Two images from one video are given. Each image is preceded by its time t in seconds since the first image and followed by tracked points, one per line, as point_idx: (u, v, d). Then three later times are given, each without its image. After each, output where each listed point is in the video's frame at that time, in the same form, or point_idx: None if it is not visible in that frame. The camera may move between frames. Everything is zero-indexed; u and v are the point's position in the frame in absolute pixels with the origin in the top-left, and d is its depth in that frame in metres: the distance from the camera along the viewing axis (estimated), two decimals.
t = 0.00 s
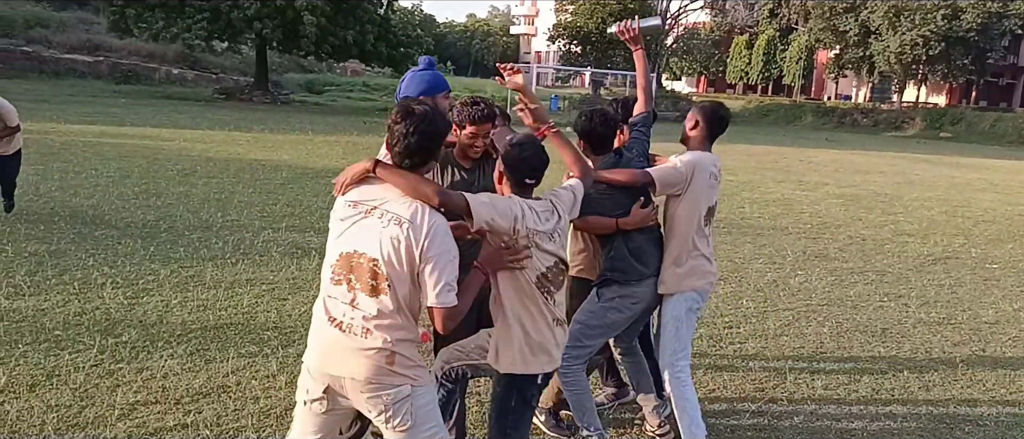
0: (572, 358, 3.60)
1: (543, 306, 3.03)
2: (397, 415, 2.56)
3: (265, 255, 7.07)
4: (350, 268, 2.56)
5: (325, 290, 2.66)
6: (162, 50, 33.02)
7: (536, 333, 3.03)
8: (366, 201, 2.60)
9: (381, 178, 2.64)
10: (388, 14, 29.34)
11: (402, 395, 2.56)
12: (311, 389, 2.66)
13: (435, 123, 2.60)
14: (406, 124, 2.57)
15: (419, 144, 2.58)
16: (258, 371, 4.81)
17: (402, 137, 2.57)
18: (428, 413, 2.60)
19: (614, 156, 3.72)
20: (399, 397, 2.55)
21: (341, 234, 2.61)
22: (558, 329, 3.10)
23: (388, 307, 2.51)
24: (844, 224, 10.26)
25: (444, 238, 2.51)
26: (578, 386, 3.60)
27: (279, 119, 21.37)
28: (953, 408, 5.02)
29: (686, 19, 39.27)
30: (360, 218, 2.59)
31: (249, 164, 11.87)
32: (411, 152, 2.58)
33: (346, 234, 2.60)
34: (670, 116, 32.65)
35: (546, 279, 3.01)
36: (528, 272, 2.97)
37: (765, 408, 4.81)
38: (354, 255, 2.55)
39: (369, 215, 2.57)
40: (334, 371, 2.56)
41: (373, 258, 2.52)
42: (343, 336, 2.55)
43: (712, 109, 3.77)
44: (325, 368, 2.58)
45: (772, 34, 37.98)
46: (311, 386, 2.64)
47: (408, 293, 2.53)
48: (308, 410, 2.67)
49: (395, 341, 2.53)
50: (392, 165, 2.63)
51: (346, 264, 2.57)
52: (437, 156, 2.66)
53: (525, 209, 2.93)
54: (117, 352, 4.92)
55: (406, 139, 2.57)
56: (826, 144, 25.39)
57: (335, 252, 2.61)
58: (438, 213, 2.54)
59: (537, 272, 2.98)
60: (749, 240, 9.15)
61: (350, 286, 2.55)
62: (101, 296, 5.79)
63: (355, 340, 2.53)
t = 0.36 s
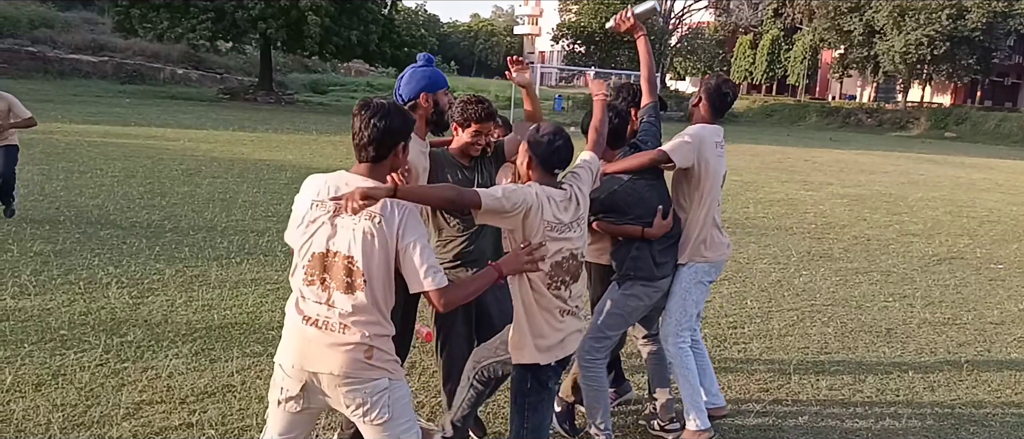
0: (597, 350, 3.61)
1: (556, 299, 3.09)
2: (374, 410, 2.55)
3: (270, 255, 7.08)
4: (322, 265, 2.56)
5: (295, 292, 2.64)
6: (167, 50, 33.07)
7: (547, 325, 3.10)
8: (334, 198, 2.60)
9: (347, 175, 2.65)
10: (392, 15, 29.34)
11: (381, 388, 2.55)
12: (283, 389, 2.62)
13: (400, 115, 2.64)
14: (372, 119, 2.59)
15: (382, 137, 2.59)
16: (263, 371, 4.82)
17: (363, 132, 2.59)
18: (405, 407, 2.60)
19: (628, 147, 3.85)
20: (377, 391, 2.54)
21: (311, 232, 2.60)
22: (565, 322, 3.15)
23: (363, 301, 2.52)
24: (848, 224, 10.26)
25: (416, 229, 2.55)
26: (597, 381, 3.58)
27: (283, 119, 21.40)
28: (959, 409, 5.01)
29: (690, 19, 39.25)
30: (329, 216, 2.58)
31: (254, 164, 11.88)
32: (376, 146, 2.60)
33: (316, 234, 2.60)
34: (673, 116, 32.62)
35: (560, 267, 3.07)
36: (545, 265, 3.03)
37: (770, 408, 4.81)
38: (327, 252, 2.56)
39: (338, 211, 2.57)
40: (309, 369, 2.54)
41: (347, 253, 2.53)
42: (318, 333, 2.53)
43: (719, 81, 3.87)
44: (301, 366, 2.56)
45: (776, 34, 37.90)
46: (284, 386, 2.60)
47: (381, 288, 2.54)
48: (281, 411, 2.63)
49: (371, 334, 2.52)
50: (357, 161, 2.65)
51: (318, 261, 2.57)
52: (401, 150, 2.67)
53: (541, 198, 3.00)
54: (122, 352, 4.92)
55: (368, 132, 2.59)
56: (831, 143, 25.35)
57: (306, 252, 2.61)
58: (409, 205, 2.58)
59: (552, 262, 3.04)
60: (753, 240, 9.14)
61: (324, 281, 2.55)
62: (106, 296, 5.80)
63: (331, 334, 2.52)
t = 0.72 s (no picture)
0: (635, 343, 3.76)
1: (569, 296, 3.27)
2: (382, 383, 2.65)
3: (281, 254, 7.22)
4: (326, 244, 2.65)
5: (298, 272, 2.72)
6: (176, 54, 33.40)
7: (563, 322, 3.26)
8: (334, 177, 2.69)
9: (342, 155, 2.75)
10: (400, 18, 29.55)
11: (388, 361, 2.67)
12: (290, 366, 2.71)
13: (391, 97, 2.74)
14: (364, 100, 2.69)
15: (376, 115, 2.70)
16: (273, 367, 4.96)
17: (356, 112, 2.69)
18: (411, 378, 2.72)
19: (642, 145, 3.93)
20: (386, 364, 2.66)
21: (313, 212, 2.69)
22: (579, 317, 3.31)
23: (370, 276, 2.62)
24: (850, 224, 10.36)
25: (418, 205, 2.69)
26: (635, 375, 3.73)
27: (291, 122, 21.62)
28: (957, 407, 5.12)
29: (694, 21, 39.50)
30: (331, 195, 2.68)
31: (263, 165, 12.05)
32: (369, 127, 2.70)
33: (318, 214, 2.68)
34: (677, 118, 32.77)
35: (576, 270, 3.23)
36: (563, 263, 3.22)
37: (771, 408, 4.92)
38: (330, 232, 2.65)
39: (339, 190, 2.67)
40: (318, 346, 2.63)
41: (351, 231, 2.63)
42: (326, 309, 2.62)
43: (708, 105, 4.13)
44: (309, 342, 2.65)
45: (778, 36, 38.02)
46: (292, 364, 2.69)
47: (385, 263, 2.65)
48: (290, 388, 2.71)
49: (377, 308, 2.63)
50: (351, 142, 2.74)
51: (322, 240, 2.66)
52: (391, 129, 2.76)
53: (566, 207, 3.14)
54: (135, 349, 5.07)
55: (360, 112, 2.69)
56: (834, 144, 25.45)
57: (308, 232, 2.69)
58: (410, 183, 2.71)
59: (570, 262, 3.21)
60: (756, 240, 9.25)
61: (330, 260, 2.64)
62: (121, 294, 5.95)
63: (339, 311, 2.61)
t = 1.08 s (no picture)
0: (643, 363, 3.78)
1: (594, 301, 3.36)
2: (389, 394, 2.65)
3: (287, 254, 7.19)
4: (333, 254, 2.63)
5: (304, 281, 2.70)
6: (182, 53, 33.41)
7: (584, 339, 3.34)
8: (342, 188, 2.68)
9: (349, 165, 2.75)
10: (406, 17, 29.51)
11: (396, 374, 2.65)
12: (296, 378, 2.70)
13: (392, 106, 2.75)
14: (369, 110, 2.71)
15: (381, 123, 2.70)
16: (279, 367, 4.94)
17: (359, 124, 2.71)
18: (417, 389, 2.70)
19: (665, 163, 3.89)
20: (393, 377, 2.64)
21: (319, 223, 2.67)
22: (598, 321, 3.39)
23: (376, 287, 2.61)
24: (858, 224, 10.30)
25: (428, 213, 2.70)
26: (648, 388, 3.79)
27: (298, 121, 21.62)
28: (967, 408, 5.08)
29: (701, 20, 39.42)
30: (337, 206, 2.66)
31: (269, 164, 12.04)
32: (375, 134, 2.70)
33: (325, 225, 2.66)
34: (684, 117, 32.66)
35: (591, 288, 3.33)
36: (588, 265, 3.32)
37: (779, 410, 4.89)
38: (337, 241, 2.64)
39: (346, 200, 2.66)
40: (324, 357, 2.61)
41: (358, 241, 2.62)
42: (331, 321, 2.60)
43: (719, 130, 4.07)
44: (315, 353, 2.62)
45: (785, 35, 37.82)
46: (299, 375, 2.67)
47: (393, 274, 2.64)
48: (297, 399, 2.70)
49: (383, 320, 2.61)
50: (358, 149, 2.74)
51: (329, 251, 2.65)
52: (396, 137, 2.76)
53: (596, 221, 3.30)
54: (142, 349, 5.06)
55: (363, 123, 2.70)
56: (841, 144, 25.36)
57: (315, 242, 2.67)
58: (421, 190, 2.72)
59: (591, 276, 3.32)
60: (763, 241, 9.20)
61: (338, 270, 2.63)
62: (127, 294, 5.94)
63: (346, 323, 2.60)
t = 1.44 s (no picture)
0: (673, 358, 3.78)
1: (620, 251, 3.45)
2: (412, 389, 2.69)
3: (291, 254, 7.20)
4: (358, 253, 2.67)
5: (327, 278, 2.74)
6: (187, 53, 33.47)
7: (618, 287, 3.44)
8: (368, 189, 2.71)
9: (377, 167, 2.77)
10: (411, 17, 29.51)
11: (420, 367, 2.70)
12: (320, 370, 2.74)
13: (421, 107, 2.76)
14: (397, 110, 2.71)
15: (408, 127, 2.71)
16: (284, 367, 4.94)
17: (390, 125, 2.72)
18: (439, 385, 2.74)
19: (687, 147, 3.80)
20: (416, 372, 2.68)
21: (344, 223, 2.70)
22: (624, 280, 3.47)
23: (397, 286, 2.65)
24: (863, 224, 10.29)
25: (455, 211, 2.72)
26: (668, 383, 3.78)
27: (303, 120, 21.65)
28: (972, 410, 5.07)
29: (706, 19, 39.40)
30: (362, 207, 2.69)
31: (274, 164, 12.06)
32: (404, 136, 2.71)
33: (350, 225, 2.69)
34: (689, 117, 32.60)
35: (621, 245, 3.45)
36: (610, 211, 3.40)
37: (784, 411, 4.88)
38: (361, 240, 2.67)
39: (372, 201, 2.69)
40: (347, 353, 2.66)
41: (381, 242, 2.65)
42: (354, 318, 2.64)
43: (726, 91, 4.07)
44: (338, 346, 2.68)
45: (790, 35, 37.75)
46: (322, 369, 2.73)
47: (414, 274, 2.67)
48: (320, 392, 2.76)
49: (404, 318, 2.65)
50: (386, 151, 2.76)
51: (354, 249, 2.68)
52: (425, 139, 2.77)
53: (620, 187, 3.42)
54: (147, 348, 5.07)
55: (395, 124, 2.70)
56: (846, 144, 25.29)
57: (341, 241, 2.70)
58: (444, 193, 2.74)
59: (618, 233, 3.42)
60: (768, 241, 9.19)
61: (360, 270, 2.67)
62: (132, 293, 5.95)
63: (368, 318, 2.63)
